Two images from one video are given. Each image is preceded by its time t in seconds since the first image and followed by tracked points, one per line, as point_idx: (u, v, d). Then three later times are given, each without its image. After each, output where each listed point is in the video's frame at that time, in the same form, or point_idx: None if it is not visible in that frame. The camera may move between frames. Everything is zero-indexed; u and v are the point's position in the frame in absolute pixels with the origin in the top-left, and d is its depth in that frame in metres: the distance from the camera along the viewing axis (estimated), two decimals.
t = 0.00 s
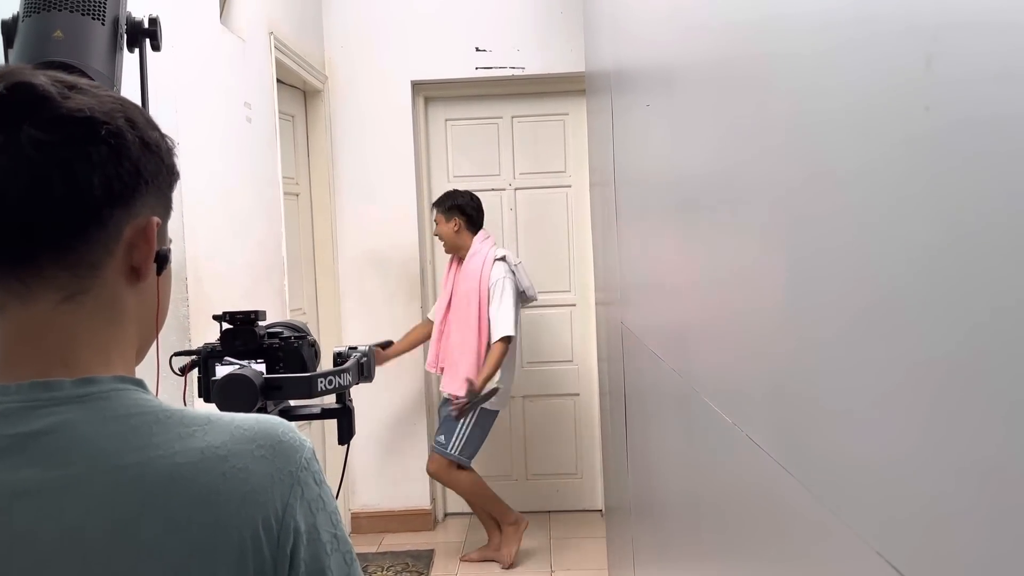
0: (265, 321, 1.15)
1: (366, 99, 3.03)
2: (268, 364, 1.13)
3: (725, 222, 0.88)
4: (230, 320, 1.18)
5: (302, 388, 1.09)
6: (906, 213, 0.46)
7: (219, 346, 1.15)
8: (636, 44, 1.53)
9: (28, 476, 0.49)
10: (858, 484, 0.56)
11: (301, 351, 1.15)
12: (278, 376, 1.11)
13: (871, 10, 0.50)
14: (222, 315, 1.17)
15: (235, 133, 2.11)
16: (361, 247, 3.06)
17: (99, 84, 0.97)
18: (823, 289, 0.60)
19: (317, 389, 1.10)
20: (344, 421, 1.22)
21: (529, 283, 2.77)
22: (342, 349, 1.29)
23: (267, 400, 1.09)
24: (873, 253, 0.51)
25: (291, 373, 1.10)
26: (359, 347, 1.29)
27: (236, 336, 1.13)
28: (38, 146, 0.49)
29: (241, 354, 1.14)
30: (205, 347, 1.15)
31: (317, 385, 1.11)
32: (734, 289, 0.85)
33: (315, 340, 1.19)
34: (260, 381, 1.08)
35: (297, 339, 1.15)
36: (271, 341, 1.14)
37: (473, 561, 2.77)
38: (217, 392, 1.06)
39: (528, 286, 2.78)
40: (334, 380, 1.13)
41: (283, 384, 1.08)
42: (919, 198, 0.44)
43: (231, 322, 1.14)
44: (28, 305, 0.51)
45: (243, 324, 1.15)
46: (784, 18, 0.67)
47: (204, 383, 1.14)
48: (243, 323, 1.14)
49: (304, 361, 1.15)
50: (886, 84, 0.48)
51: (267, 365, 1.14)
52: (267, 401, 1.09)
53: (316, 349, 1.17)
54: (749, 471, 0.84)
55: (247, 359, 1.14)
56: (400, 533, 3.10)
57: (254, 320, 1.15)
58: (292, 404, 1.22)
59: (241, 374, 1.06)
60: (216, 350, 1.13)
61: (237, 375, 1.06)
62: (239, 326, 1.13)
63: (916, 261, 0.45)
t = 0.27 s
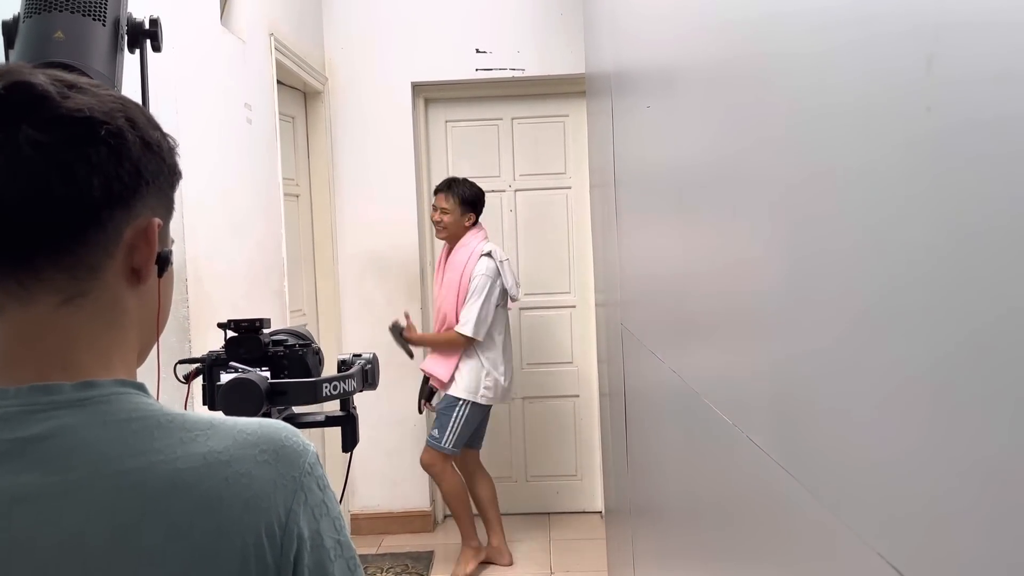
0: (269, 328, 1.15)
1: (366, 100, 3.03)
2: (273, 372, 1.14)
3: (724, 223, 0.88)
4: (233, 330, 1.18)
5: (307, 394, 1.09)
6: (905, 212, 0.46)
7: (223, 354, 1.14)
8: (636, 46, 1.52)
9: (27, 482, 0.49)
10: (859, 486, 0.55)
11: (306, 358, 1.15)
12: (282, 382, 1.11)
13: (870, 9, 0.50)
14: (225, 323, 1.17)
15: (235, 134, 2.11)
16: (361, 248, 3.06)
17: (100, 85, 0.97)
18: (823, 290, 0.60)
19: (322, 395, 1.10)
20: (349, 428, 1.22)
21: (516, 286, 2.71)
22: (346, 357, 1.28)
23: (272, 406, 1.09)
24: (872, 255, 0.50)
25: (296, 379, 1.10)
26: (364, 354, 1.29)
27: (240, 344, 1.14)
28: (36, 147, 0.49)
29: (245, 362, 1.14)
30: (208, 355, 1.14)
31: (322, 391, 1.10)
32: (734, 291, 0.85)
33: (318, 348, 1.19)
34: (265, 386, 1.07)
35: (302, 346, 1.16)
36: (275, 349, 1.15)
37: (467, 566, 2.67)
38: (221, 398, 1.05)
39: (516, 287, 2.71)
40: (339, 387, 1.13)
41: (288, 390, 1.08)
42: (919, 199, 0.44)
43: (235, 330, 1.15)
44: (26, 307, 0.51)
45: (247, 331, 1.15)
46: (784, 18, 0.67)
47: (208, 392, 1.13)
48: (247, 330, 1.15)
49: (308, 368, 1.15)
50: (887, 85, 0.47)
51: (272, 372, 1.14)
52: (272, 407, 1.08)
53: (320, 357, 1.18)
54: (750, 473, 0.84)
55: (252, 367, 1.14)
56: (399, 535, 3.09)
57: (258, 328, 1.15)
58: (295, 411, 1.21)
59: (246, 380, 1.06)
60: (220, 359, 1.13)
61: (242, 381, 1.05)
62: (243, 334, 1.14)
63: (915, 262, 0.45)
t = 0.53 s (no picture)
0: (277, 336, 1.16)
1: (367, 102, 3.03)
2: (279, 380, 1.14)
3: (725, 225, 0.88)
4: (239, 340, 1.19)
5: (314, 399, 1.09)
6: (906, 213, 0.46)
7: (229, 363, 1.13)
8: (636, 48, 1.52)
9: (39, 483, 0.49)
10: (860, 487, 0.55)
11: (312, 367, 1.16)
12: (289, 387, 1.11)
13: (871, 11, 0.50)
14: (232, 333, 1.18)
15: (236, 137, 2.11)
16: (361, 250, 3.05)
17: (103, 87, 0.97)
18: (823, 291, 0.59)
19: (329, 401, 1.10)
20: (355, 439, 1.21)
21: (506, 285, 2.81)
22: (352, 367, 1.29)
23: (278, 411, 1.08)
24: (873, 256, 0.50)
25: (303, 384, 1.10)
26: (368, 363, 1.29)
27: (247, 352, 1.15)
28: (52, 145, 0.49)
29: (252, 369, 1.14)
30: (214, 364, 1.13)
31: (328, 396, 1.11)
32: (735, 293, 0.85)
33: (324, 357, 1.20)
34: (273, 391, 1.07)
35: (308, 355, 1.17)
36: (282, 357, 1.16)
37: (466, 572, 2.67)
38: (229, 403, 1.05)
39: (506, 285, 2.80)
40: (345, 393, 1.13)
41: (295, 394, 1.08)
42: (920, 200, 0.44)
43: (242, 338, 1.16)
44: (37, 306, 0.51)
45: (254, 340, 1.16)
46: (784, 20, 0.67)
47: (216, 402, 1.11)
48: (254, 339, 1.16)
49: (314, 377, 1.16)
50: (887, 85, 0.47)
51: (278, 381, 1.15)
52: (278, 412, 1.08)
53: (325, 367, 1.19)
54: (750, 475, 0.84)
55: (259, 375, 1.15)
56: (399, 537, 3.08)
57: (265, 337, 1.16)
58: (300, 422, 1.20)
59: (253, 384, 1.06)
60: (227, 367, 1.12)
61: (250, 385, 1.05)
62: (250, 342, 1.15)
63: (916, 263, 0.45)
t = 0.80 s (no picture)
0: (279, 345, 1.15)
1: (367, 104, 3.03)
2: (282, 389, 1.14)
3: (726, 227, 0.88)
4: (241, 348, 1.18)
5: (316, 405, 1.09)
6: (907, 216, 0.45)
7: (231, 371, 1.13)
8: (637, 51, 1.52)
9: (41, 486, 0.48)
10: (861, 492, 0.55)
11: (315, 375, 1.15)
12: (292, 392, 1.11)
13: (873, 12, 0.49)
14: (235, 340, 1.17)
15: (237, 139, 2.11)
16: (362, 252, 3.05)
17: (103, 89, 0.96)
18: (824, 293, 0.59)
19: (332, 406, 1.10)
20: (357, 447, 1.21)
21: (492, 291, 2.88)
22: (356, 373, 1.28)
23: (281, 416, 1.08)
24: (874, 258, 0.50)
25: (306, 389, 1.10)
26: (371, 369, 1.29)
27: (249, 360, 1.14)
28: (66, 143, 0.49)
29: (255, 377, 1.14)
30: (218, 373, 1.12)
31: (331, 401, 1.10)
32: (736, 295, 0.84)
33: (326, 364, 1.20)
34: (275, 397, 1.07)
35: (311, 363, 1.16)
36: (284, 366, 1.15)
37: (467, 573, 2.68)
38: (231, 409, 1.05)
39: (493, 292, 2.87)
40: (349, 399, 1.13)
41: (299, 400, 1.08)
42: (922, 203, 0.44)
43: (244, 347, 1.15)
44: (43, 305, 0.51)
45: (256, 348, 1.15)
46: (785, 22, 0.67)
47: (218, 408, 1.11)
48: (256, 347, 1.15)
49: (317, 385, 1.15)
50: (888, 87, 0.47)
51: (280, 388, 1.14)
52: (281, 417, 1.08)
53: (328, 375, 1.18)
54: (751, 478, 0.83)
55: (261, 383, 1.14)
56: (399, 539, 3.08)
57: (267, 345, 1.15)
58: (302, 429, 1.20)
59: (256, 390, 1.06)
60: (229, 375, 1.11)
61: (254, 391, 1.05)
62: (252, 351, 1.14)
63: (918, 266, 0.44)
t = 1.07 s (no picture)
0: (279, 354, 1.16)
1: (367, 107, 3.03)
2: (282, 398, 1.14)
3: (725, 230, 0.88)
4: (241, 357, 1.19)
5: (318, 411, 1.08)
6: (906, 219, 0.45)
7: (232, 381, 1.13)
8: (637, 54, 1.52)
9: (39, 490, 0.48)
10: (860, 495, 0.54)
11: (315, 383, 1.16)
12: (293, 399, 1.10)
13: (871, 15, 0.49)
14: (235, 350, 1.18)
15: (237, 142, 2.11)
16: (361, 255, 3.05)
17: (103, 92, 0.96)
18: (824, 296, 0.59)
19: (334, 412, 1.09)
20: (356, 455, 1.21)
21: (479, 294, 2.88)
22: (357, 381, 1.26)
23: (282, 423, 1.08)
24: (874, 262, 0.50)
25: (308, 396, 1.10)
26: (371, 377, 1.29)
27: (250, 369, 1.15)
28: (72, 144, 0.50)
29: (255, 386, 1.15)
30: (218, 382, 1.12)
31: (333, 408, 1.10)
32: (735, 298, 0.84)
33: (326, 373, 1.20)
34: (276, 403, 1.07)
35: (311, 372, 1.16)
36: (285, 374, 1.15)
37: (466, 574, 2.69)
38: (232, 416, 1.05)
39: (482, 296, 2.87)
40: (350, 405, 1.12)
41: (300, 405, 1.08)
42: (920, 206, 0.43)
43: (244, 356, 1.16)
44: (43, 307, 0.51)
45: (257, 357, 1.16)
46: (785, 25, 0.67)
47: (218, 416, 1.11)
48: (257, 356, 1.16)
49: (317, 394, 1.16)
50: (887, 90, 0.47)
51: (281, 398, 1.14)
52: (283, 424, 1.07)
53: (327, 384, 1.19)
54: (750, 481, 0.83)
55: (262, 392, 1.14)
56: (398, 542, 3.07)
57: (268, 353, 1.16)
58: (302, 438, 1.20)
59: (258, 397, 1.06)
60: (230, 385, 1.11)
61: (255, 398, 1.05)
62: (253, 359, 1.15)
63: (916, 270, 0.44)
